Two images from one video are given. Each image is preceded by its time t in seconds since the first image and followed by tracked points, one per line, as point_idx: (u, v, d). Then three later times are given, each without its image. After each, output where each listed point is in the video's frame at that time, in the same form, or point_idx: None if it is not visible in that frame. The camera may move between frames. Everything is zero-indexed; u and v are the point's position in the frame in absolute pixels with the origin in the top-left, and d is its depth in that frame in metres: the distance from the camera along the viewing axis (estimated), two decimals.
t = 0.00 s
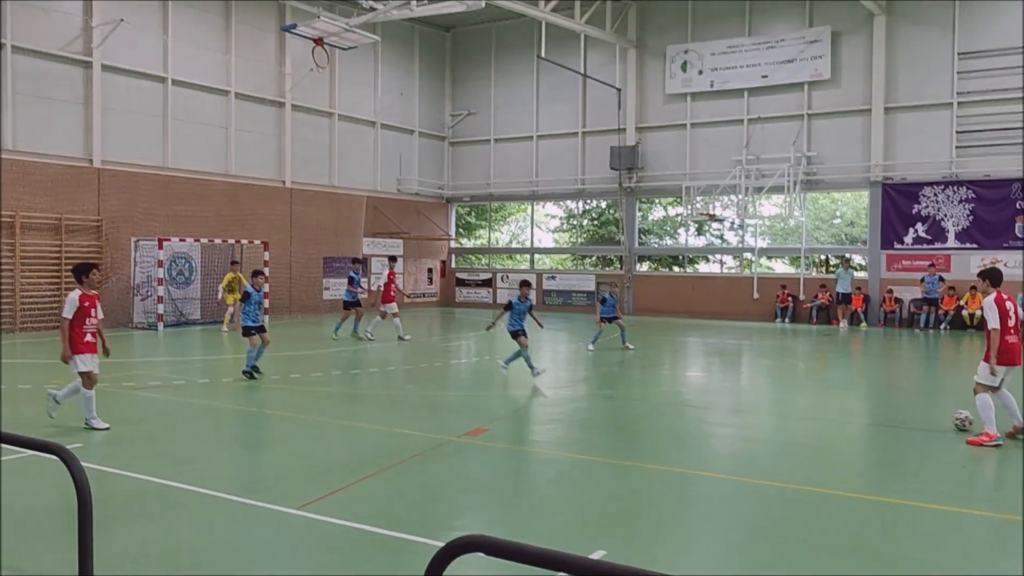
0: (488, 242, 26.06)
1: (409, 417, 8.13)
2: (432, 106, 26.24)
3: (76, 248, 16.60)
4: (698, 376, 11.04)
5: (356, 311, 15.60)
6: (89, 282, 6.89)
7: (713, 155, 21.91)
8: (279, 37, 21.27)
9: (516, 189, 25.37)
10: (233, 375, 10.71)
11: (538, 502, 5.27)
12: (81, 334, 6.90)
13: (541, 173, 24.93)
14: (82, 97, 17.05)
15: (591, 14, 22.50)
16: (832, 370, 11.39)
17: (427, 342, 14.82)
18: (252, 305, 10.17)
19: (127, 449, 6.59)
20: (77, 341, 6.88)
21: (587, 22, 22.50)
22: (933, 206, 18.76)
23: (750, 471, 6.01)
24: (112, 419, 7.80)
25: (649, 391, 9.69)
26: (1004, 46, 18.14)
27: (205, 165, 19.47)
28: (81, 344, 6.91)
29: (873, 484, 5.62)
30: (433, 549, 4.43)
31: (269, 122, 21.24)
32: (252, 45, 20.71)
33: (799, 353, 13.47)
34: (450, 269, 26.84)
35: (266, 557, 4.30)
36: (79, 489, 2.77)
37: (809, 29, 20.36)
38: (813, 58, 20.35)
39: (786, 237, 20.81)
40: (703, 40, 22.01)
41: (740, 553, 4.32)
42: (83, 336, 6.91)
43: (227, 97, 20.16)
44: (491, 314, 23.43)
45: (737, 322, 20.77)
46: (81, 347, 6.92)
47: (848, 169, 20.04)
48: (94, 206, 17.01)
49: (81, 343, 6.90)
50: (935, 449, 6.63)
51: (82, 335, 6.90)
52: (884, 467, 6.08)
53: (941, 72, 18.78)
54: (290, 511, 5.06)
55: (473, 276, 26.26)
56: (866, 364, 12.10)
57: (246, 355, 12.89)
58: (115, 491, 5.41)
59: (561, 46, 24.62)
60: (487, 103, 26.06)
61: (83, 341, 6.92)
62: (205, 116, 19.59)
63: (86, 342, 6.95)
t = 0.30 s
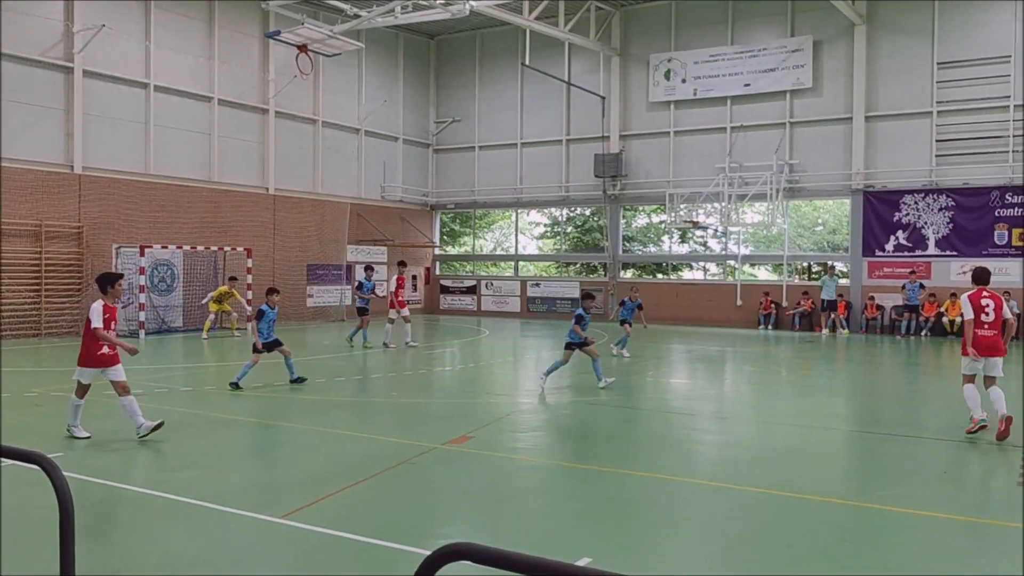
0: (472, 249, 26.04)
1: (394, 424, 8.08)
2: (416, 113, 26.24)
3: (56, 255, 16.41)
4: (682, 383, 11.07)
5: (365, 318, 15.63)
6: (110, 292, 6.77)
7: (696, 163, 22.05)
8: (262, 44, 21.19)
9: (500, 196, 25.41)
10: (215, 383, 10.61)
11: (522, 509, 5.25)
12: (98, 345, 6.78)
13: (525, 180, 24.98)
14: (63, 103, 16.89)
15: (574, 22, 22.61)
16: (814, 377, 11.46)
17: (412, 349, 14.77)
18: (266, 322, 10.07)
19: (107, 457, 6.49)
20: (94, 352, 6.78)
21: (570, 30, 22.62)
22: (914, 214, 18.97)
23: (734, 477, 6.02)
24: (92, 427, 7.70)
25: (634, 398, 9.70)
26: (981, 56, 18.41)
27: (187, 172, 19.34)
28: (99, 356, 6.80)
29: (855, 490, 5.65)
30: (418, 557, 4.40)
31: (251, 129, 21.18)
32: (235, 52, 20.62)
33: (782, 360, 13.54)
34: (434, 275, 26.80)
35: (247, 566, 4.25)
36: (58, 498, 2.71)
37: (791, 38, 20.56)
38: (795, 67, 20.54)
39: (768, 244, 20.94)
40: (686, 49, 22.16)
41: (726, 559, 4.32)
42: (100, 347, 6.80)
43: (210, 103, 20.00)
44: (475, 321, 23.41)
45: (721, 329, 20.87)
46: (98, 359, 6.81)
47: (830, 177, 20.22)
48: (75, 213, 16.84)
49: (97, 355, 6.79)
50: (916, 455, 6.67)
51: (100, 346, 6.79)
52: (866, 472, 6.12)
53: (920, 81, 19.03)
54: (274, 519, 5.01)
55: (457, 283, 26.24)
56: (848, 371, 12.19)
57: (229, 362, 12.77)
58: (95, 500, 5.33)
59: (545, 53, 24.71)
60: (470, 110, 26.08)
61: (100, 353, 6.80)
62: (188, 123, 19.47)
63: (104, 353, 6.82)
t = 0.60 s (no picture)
0: (449, 253, 25.98)
1: (373, 428, 8.02)
2: (393, 117, 26.15)
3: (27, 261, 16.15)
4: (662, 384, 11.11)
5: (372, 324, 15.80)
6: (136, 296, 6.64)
7: (672, 166, 22.19)
8: (237, 47, 21.02)
9: (478, 200, 25.38)
10: (192, 388, 10.47)
11: (501, 512, 5.23)
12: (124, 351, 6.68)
13: (502, 183, 24.98)
14: (34, 107, 16.61)
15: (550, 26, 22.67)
16: (791, 378, 11.58)
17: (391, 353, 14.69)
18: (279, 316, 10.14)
19: (80, 465, 6.36)
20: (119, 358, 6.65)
21: (547, 34, 22.68)
22: (887, 216, 19.23)
23: (712, 478, 6.05)
24: (65, 433, 7.55)
25: (613, 400, 9.73)
26: (951, 61, 18.72)
27: (162, 176, 19.12)
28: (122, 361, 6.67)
29: (831, 490, 5.70)
30: (395, 561, 4.36)
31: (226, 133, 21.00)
32: (210, 55, 20.43)
33: (759, 362, 13.66)
34: (412, 279, 26.73)
35: (222, 572, 4.18)
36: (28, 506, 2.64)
37: (765, 42, 20.78)
38: (770, 71, 20.76)
39: (744, 246, 21.12)
40: (662, 53, 22.30)
41: (704, 559, 4.34)
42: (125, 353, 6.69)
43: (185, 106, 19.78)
44: (453, 325, 23.35)
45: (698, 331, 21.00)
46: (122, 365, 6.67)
47: (804, 180, 20.45)
48: (46, 218, 16.58)
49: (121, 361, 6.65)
50: (890, 454, 6.76)
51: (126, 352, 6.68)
52: (843, 472, 6.16)
53: (892, 85, 19.31)
54: (249, 526, 4.94)
55: (435, 287, 26.18)
56: (823, 371, 12.33)
57: (205, 368, 12.61)
58: (66, 508, 5.22)
59: (522, 57, 24.74)
60: (448, 113, 26.05)
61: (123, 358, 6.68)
62: (162, 127, 19.24)
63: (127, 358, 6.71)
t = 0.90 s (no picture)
0: (423, 259, 25.86)
1: (347, 435, 7.90)
2: (366, 123, 26.00)
3: None
4: (638, 388, 11.12)
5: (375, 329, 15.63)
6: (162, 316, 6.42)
7: (645, 171, 22.31)
8: (207, 52, 20.73)
9: (451, 206, 25.31)
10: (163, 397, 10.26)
11: (477, 519, 5.16)
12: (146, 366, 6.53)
13: (476, 189, 24.94)
14: None
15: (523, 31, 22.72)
16: (765, 381, 11.65)
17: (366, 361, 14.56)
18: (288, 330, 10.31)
19: (47, 476, 6.18)
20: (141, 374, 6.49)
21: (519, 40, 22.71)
22: (857, 219, 19.50)
23: (689, 481, 6.04)
24: (31, 445, 7.33)
25: (589, 405, 9.70)
26: (917, 66, 19.05)
27: (131, 184, 18.77)
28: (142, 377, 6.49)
29: (806, 491, 5.71)
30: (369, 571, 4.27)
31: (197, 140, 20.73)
32: (180, 60, 20.15)
33: (733, 365, 13.75)
34: (386, 286, 26.56)
35: None
36: None
37: (736, 48, 20.99)
38: (740, 76, 20.97)
39: (716, 250, 21.25)
40: (634, 59, 22.44)
41: (682, 563, 4.31)
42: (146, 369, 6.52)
43: (154, 113, 19.48)
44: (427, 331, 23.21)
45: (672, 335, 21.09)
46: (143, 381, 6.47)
47: (775, 184, 20.67)
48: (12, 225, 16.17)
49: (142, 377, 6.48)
50: (864, 455, 6.80)
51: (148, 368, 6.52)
52: (818, 473, 6.20)
53: (860, 91, 19.61)
54: (219, 538, 4.82)
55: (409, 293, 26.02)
56: (796, 374, 12.40)
57: (175, 377, 12.36)
58: (31, 522, 5.05)
59: (494, 63, 24.75)
60: (420, 119, 25.97)
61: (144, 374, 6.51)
62: (129, 133, 18.89)
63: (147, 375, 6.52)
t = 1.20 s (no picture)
0: (387, 266, 25.67)
1: (309, 446, 7.73)
2: (328, 129, 25.75)
3: None
4: (604, 394, 11.11)
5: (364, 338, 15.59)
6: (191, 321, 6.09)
7: (608, 179, 22.44)
8: (166, 58, 20.33)
9: (415, 213, 25.17)
10: (118, 408, 9.94)
11: (437, 528, 5.06)
12: (171, 372, 6.11)
13: (440, 196, 24.85)
14: None
15: (486, 39, 22.72)
16: (729, 386, 11.74)
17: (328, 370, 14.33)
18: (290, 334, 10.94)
19: None
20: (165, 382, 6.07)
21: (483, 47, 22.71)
22: (816, 226, 19.83)
23: (652, 488, 6.02)
24: None
25: (554, 412, 9.65)
26: (873, 76, 19.49)
27: (86, 190, 18.27)
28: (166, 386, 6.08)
29: (767, 496, 5.72)
30: None
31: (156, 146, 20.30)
32: (138, 65, 19.71)
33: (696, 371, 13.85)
34: (349, 294, 26.28)
35: None
36: None
37: (697, 57, 21.26)
38: (702, 85, 21.23)
39: (679, 257, 21.43)
40: (597, 67, 22.59)
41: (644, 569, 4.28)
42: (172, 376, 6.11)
43: (111, 119, 19.04)
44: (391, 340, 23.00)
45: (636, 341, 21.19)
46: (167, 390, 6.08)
47: (736, 192, 20.94)
48: None
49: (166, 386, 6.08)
50: (824, 459, 6.86)
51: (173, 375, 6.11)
52: (784, 478, 6.23)
53: (817, 100, 20.00)
54: (169, 551, 4.64)
55: (372, 301, 25.77)
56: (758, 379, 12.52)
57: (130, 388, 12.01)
58: None
59: (458, 70, 24.71)
60: (383, 126, 25.80)
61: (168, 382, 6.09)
62: (84, 139, 18.39)
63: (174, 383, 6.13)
